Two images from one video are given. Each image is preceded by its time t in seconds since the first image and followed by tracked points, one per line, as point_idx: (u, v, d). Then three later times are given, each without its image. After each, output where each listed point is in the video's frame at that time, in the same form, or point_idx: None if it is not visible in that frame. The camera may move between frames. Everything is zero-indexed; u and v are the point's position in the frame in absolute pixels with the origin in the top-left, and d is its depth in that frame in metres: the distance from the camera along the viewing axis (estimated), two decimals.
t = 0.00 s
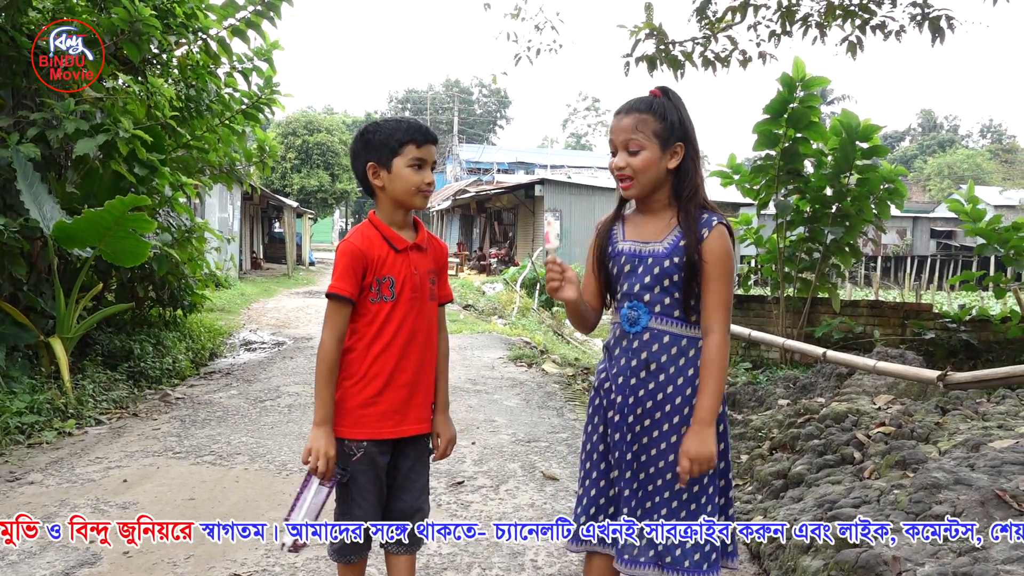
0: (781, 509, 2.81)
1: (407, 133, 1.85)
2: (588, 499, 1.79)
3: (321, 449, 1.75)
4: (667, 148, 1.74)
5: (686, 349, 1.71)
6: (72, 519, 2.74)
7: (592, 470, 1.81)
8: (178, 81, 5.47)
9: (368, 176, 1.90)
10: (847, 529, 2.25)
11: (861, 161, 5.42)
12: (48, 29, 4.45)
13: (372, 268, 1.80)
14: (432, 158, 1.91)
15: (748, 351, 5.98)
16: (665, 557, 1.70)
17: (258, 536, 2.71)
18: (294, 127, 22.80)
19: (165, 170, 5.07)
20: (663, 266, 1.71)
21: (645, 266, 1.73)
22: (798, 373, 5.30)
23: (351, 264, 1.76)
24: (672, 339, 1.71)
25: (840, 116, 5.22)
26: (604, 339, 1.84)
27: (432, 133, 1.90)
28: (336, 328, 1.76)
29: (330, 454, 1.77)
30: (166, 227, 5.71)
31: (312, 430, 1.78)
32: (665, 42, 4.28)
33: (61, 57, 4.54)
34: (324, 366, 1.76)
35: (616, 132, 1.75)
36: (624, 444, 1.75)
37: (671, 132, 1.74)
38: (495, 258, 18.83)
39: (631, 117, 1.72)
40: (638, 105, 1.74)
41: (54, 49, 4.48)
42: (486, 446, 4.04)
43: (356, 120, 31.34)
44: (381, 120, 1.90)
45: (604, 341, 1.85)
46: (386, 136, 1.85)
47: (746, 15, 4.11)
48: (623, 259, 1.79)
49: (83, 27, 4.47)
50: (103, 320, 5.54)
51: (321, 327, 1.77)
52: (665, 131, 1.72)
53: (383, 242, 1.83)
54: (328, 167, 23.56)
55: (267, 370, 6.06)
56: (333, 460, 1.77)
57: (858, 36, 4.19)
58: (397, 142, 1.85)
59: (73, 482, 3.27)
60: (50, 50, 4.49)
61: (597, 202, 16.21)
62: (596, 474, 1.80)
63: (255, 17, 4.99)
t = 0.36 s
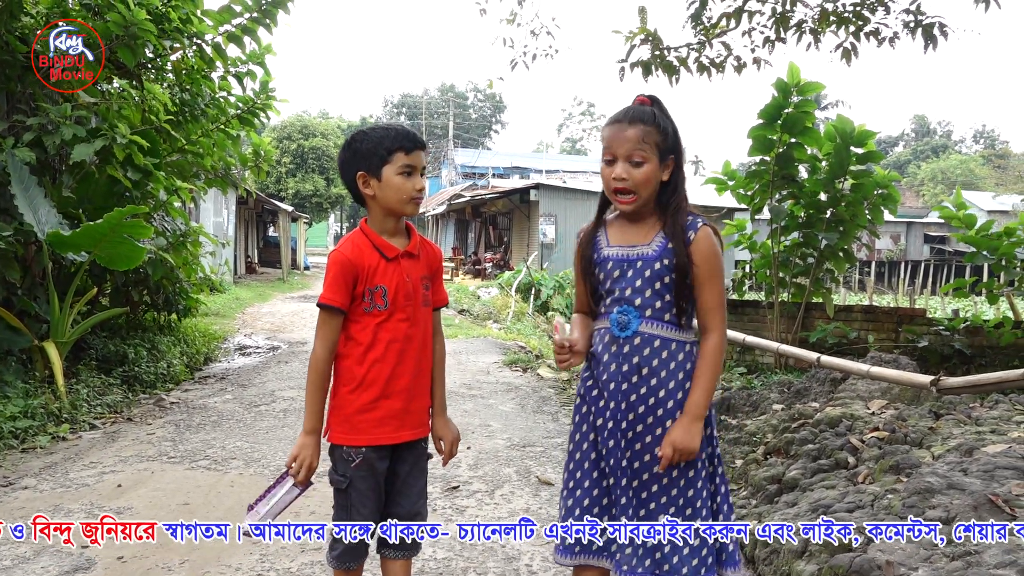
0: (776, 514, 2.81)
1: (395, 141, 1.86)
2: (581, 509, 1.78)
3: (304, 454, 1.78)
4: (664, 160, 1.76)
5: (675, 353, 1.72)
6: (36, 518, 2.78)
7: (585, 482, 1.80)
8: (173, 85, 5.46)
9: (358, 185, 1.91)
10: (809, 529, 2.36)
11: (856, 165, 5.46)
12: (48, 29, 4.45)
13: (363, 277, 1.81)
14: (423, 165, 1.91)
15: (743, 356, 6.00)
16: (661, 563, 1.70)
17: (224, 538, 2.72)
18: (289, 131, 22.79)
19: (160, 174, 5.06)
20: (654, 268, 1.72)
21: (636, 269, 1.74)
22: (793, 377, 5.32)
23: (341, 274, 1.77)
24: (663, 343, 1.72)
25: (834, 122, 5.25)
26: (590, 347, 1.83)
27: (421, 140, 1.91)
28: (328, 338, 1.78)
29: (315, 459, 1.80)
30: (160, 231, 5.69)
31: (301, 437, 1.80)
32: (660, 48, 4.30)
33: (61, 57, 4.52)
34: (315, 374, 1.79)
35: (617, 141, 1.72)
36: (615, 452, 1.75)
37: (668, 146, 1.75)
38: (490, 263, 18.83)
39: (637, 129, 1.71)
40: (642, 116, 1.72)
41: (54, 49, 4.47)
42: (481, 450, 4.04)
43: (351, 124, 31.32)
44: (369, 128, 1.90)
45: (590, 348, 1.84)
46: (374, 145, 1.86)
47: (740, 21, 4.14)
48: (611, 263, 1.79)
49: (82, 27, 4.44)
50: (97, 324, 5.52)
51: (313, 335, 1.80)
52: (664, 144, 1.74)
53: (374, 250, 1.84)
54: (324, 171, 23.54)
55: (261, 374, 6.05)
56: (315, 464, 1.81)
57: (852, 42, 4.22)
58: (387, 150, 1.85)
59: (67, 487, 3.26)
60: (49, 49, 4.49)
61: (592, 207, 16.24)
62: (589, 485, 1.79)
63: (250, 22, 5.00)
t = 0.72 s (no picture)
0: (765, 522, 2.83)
1: (387, 155, 1.87)
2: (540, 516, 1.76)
3: (298, 465, 1.81)
4: (634, 173, 1.78)
5: (636, 354, 1.74)
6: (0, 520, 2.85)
7: (542, 486, 1.78)
8: (165, 94, 5.46)
9: (350, 197, 1.92)
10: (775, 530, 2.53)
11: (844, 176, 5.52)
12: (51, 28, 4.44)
13: (351, 289, 1.83)
14: (415, 179, 1.92)
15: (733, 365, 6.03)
16: (619, 567, 1.70)
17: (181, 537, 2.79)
18: (280, 140, 22.77)
19: (151, 183, 5.04)
20: (618, 267, 1.74)
21: (599, 268, 1.75)
22: (783, 386, 5.35)
23: (328, 286, 1.80)
24: (624, 343, 1.73)
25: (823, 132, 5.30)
26: (545, 348, 1.81)
27: (414, 154, 1.92)
28: (318, 349, 1.82)
29: (307, 466, 1.82)
30: (151, 240, 5.67)
31: (294, 445, 1.83)
32: (651, 59, 4.34)
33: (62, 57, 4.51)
34: (306, 383, 1.83)
35: (596, 151, 1.71)
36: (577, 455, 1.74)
37: (639, 159, 1.78)
38: (482, 272, 18.83)
39: (616, 143, 1.71)
40: (622, 129, 1.72)
41: (54, 49, 4.46)
42: (472, 459, 4.04)
43: (343, 132, 31.31)
44: (363, 140, 1.91)
45: (546, 350, 1.81)
46: (367, 158, 1.87)
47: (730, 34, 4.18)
48: (570, 261, 1.78)
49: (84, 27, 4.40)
50: (87, 334, 5.49)
51: (305, 349, 1.84)
52: (637, 158, 1.76)
53: (364, 263, 1.85)
54: (316, 179, 23.52)
55: (252, 384, 6.02)
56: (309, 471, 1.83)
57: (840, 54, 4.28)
58: (379, 164, 1.87)
59: (56, 498, 3.23)
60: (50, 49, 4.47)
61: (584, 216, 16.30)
62: (548, 491, 1.77)
63: (243, 32, 5.01)
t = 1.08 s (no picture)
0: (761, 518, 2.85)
1: (386, 156, 1.88)
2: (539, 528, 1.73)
3: (292, 461, 1.80)
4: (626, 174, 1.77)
5: (629, 359, 1.73)
6: None
7: (539, 495, 1.76)
8: (158, 95, 5.45)
9: (352, 199, 1.95)
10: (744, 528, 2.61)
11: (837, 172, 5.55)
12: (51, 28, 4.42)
13: (354, 290, 1.84)
14: (415, 179, 1.92)
15: (729, 362, 6.06)
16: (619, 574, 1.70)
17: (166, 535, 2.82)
18: (275, 139, 22.74)
19: (145, 184, 5.03)
20: (611, 268, 1.75)
21: (591, 269, 1.75)
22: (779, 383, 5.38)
23: (331, 287, 1.82)
24: (617, 346, 1.72)
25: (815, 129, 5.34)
26: (535, 353, 1.80)
27: (414, 155, 1.92)
28: (321, 351, 1.84)
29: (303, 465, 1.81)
30: (146, 241, 5.66)
31: (291, 442, 1.84)
32: (644, 57, 4.36)
33: (62, 56, 4.50)
34: (307, 383, 1.83)
35: (588, 152, 1.69)
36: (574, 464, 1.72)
37: (631, 161, 1.77)
38: (478, 271, 18.83)
39: (608, 144, 1.69)
40: (614, 130, 1.71)
41: (54, 49, 4.44)
42: (469, 458, 4.06)
43: (338, 132, 31.27)
44: (365, 142, 1.93)
45: (537, 354, 1.80)
46: (366, 159, 1.88)
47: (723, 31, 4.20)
48: (562, 263, 1.77)
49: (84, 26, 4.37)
50: (82, 336, 5.49)
51: (306, 350, 1.85)
52: (629, 160, 1.75)
53: (367, 264, 1.87)
54: (311, 179, 23.49)
55: (249, 384, 6.02)
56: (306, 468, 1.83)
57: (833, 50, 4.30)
58: (377, 165, 1.87)
59: (54, 499, 3.24)
60: (51, 49, 4.47)
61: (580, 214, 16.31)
62: (546, 501, 1.75)
63: (235, 30, 5.01)
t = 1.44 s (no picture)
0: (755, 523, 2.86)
1: (357, 165, 1.88)
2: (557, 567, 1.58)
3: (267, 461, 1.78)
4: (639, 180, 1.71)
5: (647, 378, 1.63)
6: None
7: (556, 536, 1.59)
8: (154, 104, 5.48)
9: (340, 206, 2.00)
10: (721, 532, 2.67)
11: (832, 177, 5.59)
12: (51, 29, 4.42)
13: (332, 295, 1.89)
14: (391, 186, 1.90)
15: (726, 366, 6.07)
16: None
17: (158, 539, 2.83)
18: (273, 147, 22.78)
19: (141, 194, 5.05)
20: (626, 276, 1.66)
21: (605, 277, 1.66)
22: (776, 387, 5.39)
23: (310, 292, 1.88)
24: (635, 362, 1.62)
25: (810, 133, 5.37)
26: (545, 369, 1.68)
27: (388, 161, 1.89)
28: (300, 353, 1.87)
29: (278, 467, 1.79)
30: (143, 251, 5.67)
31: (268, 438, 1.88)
32: (639, 63, 4.40)
33: (63, 56, 4.51)
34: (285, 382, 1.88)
35: (603, 149, 1.64)
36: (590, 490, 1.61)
37: (645, 166, 1.72)
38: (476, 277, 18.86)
39: (625, 143, 1.65)
40: (631, 130, 1.66)
41: (55, 48, 4.45)
42: (466, 465, 4.06)
43: (336, 139, 31.35)
44: (353, 148, 1.97)
45: (546, 371, 1.68)
46: (343, 168, 1.92)
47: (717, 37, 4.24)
48: (573, 270, 1.69)
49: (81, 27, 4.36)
50: (79, 346, 5.50)
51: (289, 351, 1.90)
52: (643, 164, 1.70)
53: (347, 271, 1.90)
54: (309, 187, 23.52)
55: (246, 393, 6.02)
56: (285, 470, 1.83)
57: (826, 55, 4.34)
58: (350, 175, 1.90)
59: (50, 509, 3.24)
60: (50, 49, 4.47)
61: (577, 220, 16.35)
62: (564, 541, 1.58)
63: (229, 38, 5.04)
